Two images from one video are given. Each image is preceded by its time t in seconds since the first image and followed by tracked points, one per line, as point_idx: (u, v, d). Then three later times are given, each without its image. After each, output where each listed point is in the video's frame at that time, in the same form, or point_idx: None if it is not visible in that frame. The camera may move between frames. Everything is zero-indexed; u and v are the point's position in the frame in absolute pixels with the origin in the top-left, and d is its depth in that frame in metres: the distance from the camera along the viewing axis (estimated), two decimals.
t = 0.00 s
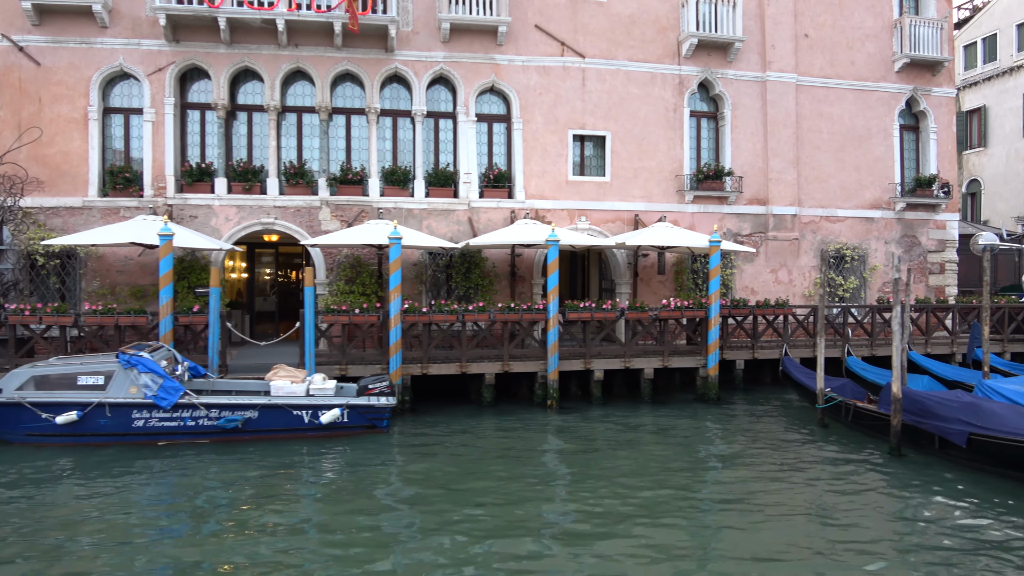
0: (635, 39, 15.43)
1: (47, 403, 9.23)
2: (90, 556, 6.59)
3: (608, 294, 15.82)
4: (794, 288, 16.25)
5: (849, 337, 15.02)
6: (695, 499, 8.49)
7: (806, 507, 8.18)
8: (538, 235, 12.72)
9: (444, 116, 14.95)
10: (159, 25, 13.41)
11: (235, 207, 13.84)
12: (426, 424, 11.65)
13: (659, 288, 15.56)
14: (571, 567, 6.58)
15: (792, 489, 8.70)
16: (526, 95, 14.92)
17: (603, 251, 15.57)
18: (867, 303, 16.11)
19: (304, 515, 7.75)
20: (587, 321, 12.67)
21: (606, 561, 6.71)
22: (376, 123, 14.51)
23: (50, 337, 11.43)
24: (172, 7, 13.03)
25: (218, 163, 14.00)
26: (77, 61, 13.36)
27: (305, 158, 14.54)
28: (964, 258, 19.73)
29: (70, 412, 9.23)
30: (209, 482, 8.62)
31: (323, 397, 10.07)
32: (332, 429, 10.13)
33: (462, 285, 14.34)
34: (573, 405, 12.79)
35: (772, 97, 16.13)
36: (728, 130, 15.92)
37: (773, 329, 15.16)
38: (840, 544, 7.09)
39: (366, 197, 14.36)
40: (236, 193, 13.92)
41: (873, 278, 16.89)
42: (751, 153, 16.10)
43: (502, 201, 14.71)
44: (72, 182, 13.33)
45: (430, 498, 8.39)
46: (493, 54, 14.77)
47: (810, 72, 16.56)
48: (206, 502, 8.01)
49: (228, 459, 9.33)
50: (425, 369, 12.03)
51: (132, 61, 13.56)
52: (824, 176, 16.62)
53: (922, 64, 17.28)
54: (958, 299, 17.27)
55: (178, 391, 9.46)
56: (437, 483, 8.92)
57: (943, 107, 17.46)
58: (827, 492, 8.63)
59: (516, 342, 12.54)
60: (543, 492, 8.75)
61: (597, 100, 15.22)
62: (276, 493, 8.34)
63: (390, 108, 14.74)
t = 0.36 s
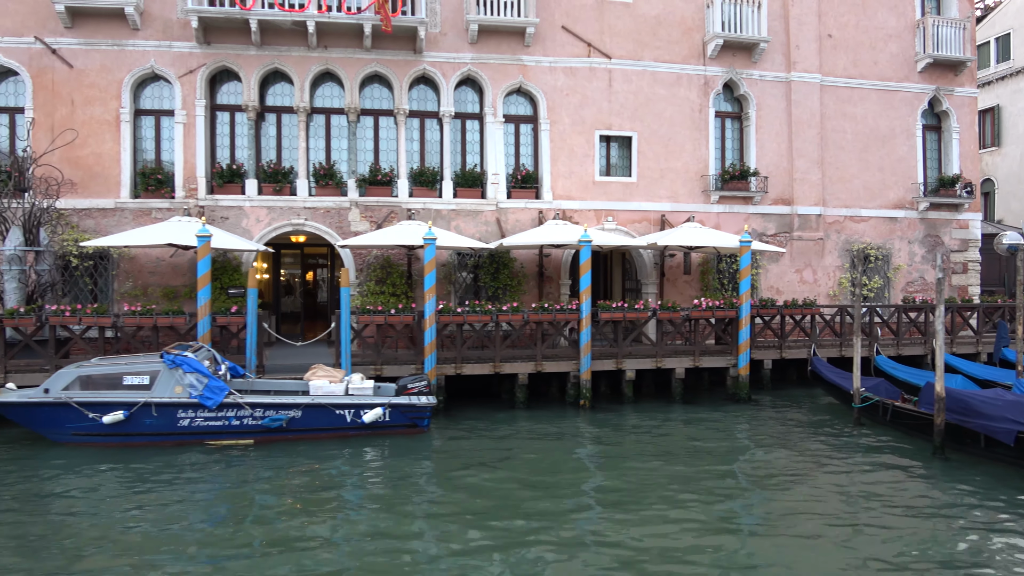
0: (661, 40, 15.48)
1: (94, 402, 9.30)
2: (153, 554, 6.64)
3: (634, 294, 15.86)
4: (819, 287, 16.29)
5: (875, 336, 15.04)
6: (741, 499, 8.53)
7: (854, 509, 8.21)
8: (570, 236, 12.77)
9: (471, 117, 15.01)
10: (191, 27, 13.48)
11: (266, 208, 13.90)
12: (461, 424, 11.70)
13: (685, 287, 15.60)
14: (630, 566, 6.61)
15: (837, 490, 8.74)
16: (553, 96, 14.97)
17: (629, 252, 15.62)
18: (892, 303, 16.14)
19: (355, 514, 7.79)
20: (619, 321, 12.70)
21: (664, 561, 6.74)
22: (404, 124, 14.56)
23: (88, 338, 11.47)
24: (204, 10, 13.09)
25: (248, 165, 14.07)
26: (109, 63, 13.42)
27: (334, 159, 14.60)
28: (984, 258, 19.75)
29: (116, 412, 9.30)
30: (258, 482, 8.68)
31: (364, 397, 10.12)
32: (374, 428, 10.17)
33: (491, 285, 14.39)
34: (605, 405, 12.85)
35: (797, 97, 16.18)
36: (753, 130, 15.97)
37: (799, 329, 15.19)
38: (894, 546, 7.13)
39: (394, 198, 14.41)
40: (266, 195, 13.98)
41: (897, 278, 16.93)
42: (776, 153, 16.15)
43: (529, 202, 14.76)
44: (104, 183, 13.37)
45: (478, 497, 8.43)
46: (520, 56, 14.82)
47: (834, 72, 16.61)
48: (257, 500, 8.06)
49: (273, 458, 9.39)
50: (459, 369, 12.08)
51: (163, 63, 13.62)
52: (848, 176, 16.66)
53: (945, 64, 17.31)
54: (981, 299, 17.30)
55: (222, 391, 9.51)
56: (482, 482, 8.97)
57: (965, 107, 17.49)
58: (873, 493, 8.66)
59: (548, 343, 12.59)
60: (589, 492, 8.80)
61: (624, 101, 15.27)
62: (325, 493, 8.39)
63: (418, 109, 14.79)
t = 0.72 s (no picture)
0: (687, 40, 15.52)
1: (139, 402, 9.37)
2: (211, 555, 6.70)
3: (659, 294, 15.89)
4: (843, 287, 16.32)
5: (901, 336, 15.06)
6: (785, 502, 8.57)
7: (900, 512, 8.23)
8: (601, 237, 12.80)
9: (498, 118, 15.05)
10: (222, 28, 13.54)
11: (296, 209, 13.95)
12: (495, 424, 11.75)
13: (711, 288, 15.62)
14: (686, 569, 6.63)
15: (881, 493, 8.76)
16: (579, 96, 15.02)
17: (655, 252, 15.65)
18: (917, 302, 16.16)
19: (405, 514, 7.82)
20: (651, 321, 12.73)
21: (718, 565, 6.76)
22: (432, 125, 14.61)
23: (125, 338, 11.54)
24: (236, 11, 13.14)
25: (277, 165, 14.13)
26: (140, 65, 13.48)
27: (362, 160, 14.66)
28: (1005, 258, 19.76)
29: (161, 412, 9.37)
30: (304, 482, 8.73)
31: (404, 396, 10.16)
32: (414, 428, 10.23)
33: (519, 285, 14.42)
34: (635, 405, 12.89)
35: (821, 98, 16.23)
36: (778, 130, 16.01)
37: (825, 329, 15.21)
38: (942, 549, 7.19)
39: (422, 198, 14.46)
40: (296, 195, 14.04)
41: (920, 278, 16.96)
42: (800, 154, 16.18)
43: (557, 202, 14.80)
44: (136, 184, 13.43)
45: (523, 497, 8.47)
46: (547, 56, 14.87)
47: (857, 73, 16.65)
48: (306, 500, 8.09)
49: (316, 459, 9.44)
50: (492, 369, 12.12)
51: (194, 64, 13.68)
52: (871, 177, 16.70)
53: (968, 65, 17.33)
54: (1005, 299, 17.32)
55: (266, 391, 9.58)
56: (525, 483, 9.01)
57: (987, 107, 17.52)
58: (916, 496, 8.69)
59: (580, 343, 12.63)
60: (632, 493, 8.83)
61: (650, 101, 15.31)
62: (373, 494, 8.42)
63: (445, 110, 14.83)
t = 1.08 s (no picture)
0: (712, 40, 15.55)
1: (182, 402, 9.42)
2: (269, 553, 6.76)
3: (684, 294, 15.91)
4: (867, 286, 16.35)
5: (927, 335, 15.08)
6: (830, 502, 8.59)
7: (945, 512, 8.26)
8: (632, 237, 12.83)
9: (524, 118, 15.09)
10: (252, 29, 13.58)
11: (324, 209, 13.99)
12: (528, 423, 11.79)
13: (736, 287, 15.64)
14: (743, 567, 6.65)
15: (924, 495, 8.80)
16: (605, 96, 15.05)
17: (680, 251, 15.67)
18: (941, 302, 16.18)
19: (455, 513, 7.84)
20: (681, 321, 12.74)
21: (772, 563, 6.81)
22: (459, 125, 14.64)
23: (161, 338, 11.58)
24: (266, 12, 13.18)
25: (306, 166, 14.17)
26: (170, 65, 13.52)
27: (389, 160, 14.70)
28: None
29: (204, 412, 9.42)
30: (349, 481, 8.76)
31: (443, 396, 10.22)
32: (454, 427, 10.29)
33: (546, 285, 14.44)
34: (665, 404, 12.93)
35: (845, 98, 16.26)
36: (802, 130, 16.04)
37: (851, 329, 15.23)
38: (993, 548, 7.23)
39: (450, 198, 14.49)
40: (324, 195, 14.07)
41: (943, 277, 16.99)
42: (824, 153, 16.21)
43: (583, 202, 14.84)
44: (166, 184, 13.46)
45: (568, 496, 8.49)
46: (574, 57, 14.90)
47: (881, 73, 16.67)
48: (354, 498, 8.12)
49: (359, 458, 9.49)
50: (525, 368, 12.16)
51: (223, 65, 13.72)
52: (894, 176, 16.73)
53: (990, 64, 17.34)
54: None
55: (308, 390, 9.63)
56: (568, 482, 9.03)
57: (1010, 107, 17.53)
58: (958, 497, 8.74)
59: (611, 342, 12.66)
60: (675, 492, 8.85)
61: (676, 101, 15.34)
62: (418, 492, 8.48)
63: (472, 110, 14.86)
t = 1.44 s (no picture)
0: (737, 40, 15.58)
1: (225, 399, 9.47)
2: (326, 552, 6.83)
3: (708, 292, 15.95)
4: (890, 285, 16.38)
5: (952, 334, 15.12)
6: (874, 502, 8.61)
7: (987, 511, 8.33)
8: (662, 236, 12.88)
9: (549, 117, 15.14)
10: (282, 28, 13.62)
11: (353, 207, 14.03)
12: (561, 421, 11.84)
13: (761, 286, 15.68)
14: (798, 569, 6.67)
15: (964, 494, 8.86)
16: (631, 95, 15.09)
17: (704, 250, 15.71)
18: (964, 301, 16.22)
19: (504, 513, 7.88)
20: (711, 319, 12.79)
21: (824, 561, 6.87)
22: (485, 124, 14.68)
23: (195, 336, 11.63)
24: (297, 11, 13.23)
25: (334, 164, 14.22)
26: (200, 65, 13.57)
27: (416, 158, 14.74)
28: None
29: (247, 409, 9.48)
30: (394, 480, 8.83)
31: (482, 394, 10.31)
32: (493, 424, 10.40)
33: (573, 283, 14.48)
34: (695, 402, 12.98)
35: (869, 97, 16.29)
36: (826, 130, 16.08)
37: (876, 327, 15.26)
38: None
39: (477, 197, 14.54)
40: (353, 194, 14.12)
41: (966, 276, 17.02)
42: (848, 152, 16.25)
43: (609, 201, 14.88)
44: (196, 183, 13.52)
45: (612, 495, 8.56)
46: (600, 56, 14.94)
47: (904, 72, 16.70)
48: (401, 497, 8.19)
49: (401, 456, 9.56)
50: (556, 366, 12.22)
51: (253, 64, 13.77)
52: (917, 175, 16.76)
53: (1012, 63, 17.36)
54: None
55: (349, 387, 9.71)
56: (610, 481, 9.07)
57: None
58: (998, 497, 8.80)
59: (641, 340, 12.71)
60: (717, 491, 8.89)
61: (701, 100, 15.38)
62: (463, 490, 8.55)
63: (498, 109, 14.90)
